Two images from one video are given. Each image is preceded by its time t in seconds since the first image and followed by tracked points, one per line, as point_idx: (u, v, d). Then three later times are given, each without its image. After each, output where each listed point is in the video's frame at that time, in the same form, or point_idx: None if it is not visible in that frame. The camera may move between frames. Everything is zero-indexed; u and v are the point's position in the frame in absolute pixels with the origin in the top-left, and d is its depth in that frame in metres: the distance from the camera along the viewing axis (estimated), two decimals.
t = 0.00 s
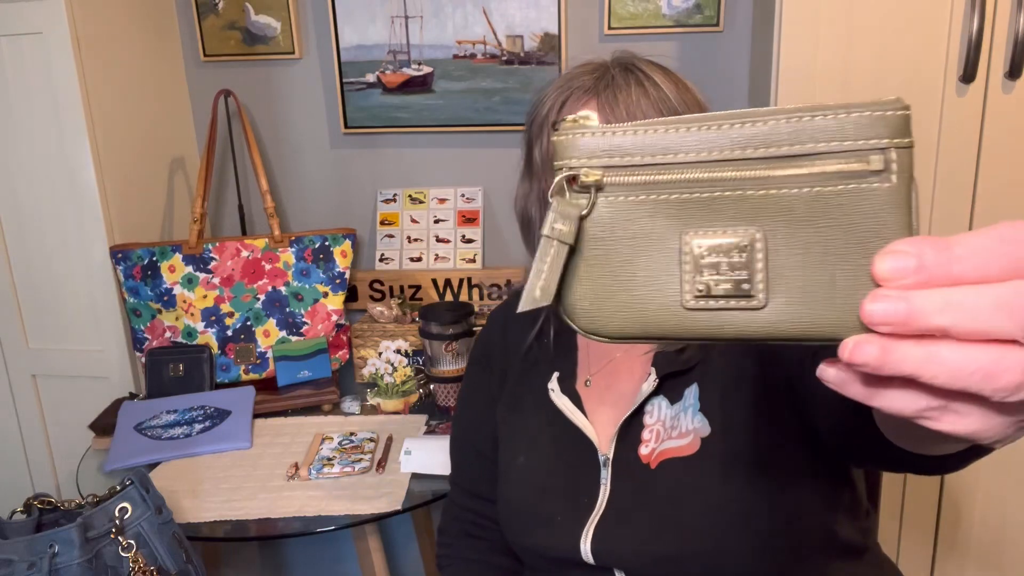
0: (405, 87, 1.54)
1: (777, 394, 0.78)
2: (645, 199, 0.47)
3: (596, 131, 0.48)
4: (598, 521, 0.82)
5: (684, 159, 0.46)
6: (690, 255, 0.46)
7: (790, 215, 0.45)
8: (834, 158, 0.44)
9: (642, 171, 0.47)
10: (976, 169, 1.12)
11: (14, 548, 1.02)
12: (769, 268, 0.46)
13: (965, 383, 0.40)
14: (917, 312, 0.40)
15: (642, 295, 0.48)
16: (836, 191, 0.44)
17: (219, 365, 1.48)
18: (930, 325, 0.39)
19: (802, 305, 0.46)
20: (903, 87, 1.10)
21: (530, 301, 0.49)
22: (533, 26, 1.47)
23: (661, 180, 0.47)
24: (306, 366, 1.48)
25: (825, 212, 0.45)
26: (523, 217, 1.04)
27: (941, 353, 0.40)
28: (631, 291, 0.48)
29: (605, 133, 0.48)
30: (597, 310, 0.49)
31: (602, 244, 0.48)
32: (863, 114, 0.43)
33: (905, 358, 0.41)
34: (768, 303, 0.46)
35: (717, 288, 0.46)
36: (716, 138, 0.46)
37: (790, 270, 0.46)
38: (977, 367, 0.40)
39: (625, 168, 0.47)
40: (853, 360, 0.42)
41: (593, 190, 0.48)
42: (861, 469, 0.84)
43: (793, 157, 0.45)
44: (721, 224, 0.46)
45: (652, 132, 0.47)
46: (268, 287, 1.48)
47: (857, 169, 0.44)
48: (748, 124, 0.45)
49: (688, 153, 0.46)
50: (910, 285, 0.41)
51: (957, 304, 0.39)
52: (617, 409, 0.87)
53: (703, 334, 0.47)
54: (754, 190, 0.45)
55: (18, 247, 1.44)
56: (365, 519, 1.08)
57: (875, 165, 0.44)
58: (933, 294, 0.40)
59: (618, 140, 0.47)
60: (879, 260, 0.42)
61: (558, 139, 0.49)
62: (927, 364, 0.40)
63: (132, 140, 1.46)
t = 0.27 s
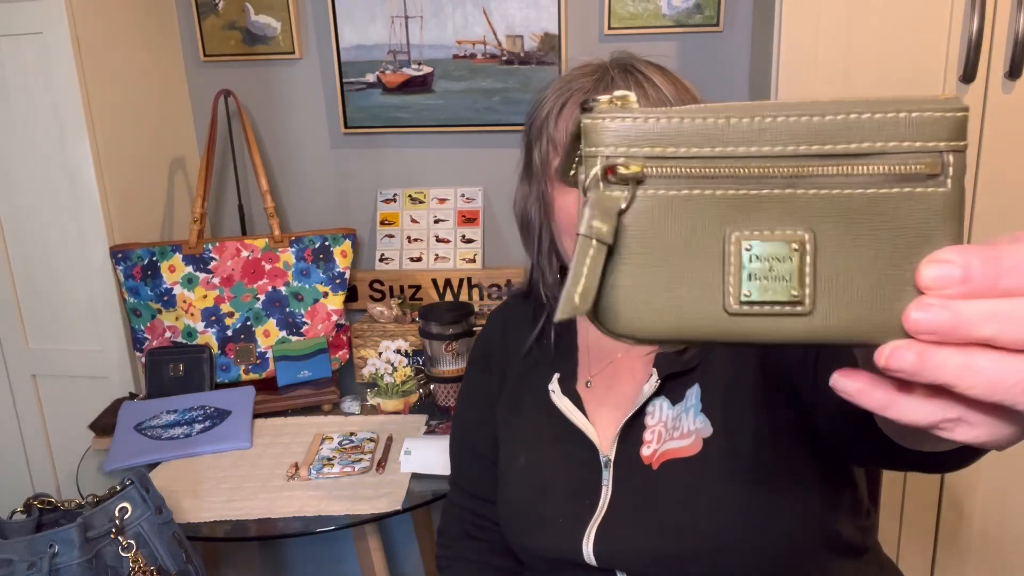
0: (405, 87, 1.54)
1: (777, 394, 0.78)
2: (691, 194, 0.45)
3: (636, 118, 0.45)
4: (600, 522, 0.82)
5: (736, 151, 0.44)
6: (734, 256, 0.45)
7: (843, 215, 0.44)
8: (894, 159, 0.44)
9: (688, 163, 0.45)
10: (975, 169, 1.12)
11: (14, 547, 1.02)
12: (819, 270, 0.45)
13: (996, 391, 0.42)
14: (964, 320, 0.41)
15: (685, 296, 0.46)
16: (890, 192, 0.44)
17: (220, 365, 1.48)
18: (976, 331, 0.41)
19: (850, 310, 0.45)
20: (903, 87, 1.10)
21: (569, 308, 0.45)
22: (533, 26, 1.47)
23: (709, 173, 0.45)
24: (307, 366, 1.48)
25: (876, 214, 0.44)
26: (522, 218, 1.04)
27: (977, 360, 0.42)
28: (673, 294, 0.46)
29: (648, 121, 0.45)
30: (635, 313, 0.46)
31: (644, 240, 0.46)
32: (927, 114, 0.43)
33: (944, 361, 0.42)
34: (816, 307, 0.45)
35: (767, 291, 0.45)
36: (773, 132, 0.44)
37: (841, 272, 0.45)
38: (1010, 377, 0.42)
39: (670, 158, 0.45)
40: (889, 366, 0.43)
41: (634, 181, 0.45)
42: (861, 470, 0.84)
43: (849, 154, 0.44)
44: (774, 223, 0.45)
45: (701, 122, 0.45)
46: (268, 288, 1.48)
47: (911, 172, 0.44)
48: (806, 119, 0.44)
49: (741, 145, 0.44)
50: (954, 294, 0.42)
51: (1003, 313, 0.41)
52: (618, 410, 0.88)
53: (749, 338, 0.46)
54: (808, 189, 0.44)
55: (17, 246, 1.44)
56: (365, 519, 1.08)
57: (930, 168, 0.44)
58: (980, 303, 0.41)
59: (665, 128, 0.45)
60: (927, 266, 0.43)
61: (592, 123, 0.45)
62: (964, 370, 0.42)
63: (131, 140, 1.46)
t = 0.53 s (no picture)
0: (405, 87, 1.54)
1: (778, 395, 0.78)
2: (705, 210, 0.46)
3: (644, 133, 0.45)
4: (601, 522, 0.82)
5: (747, 168, 0.46)
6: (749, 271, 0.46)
7: (845, 229, 0.46)
8: (889, 176, 0.46)
9: (702, 179, 0.46)
10: (976, 169, 1.12)
11: (14, 548, 1.02)
12: (825, 283, 0.46)
13: (988, 402, 0.44)
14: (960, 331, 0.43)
15: (703, 311, 0.46)
16: (886, 206, 0.47)
17: (219, 366, 1.48)
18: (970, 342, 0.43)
19: (855, 320, 0.47)
20: (903, 86, 1.10)
21: (591, 331, 0.44)
22: (534, 26, 1.47)
23: (723, 189, 0.46)
24: (307, 366, 1.48)
25: (873, 227, 0.47)
26: (523, 219, 1.04)
27: (967, 372, 0.44)
28: (687, 313, 0.46)
29: (660, 136, 0.45)
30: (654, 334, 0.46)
31: (662, 256, 0.46)
32: (916, 133, 0.46)
33: (936, 377, 0.44)
34: (824, 322, 0.46)
35: (780, 304, 0.46)
36: (780, 149, 0.46)
37: (843, 284, 0.47)
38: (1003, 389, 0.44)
39: (684, 174, 0.46)
40: (882, 381, 0.44)
41: (648, 199, 0.46)
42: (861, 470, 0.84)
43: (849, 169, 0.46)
44: (784, 237, 0.46)
45: (711, 139, 0.45)
46: (268, 287, 1.48)
47: (903, 187, 0.47)
48: (809, 136, 0.46)
49: (751, 162, 0.46)
50: (950, 305, 0.45)
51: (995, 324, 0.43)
52: (619, 409, 0.88)
53: (766, 352, 0.46)
54: (815, 204, 0.46)
55: (17, 247, 1.43)
56: (365, 519, 1.08)
57: (918, 183, 0.47)
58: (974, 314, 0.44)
59: (677, 144, 0.45)
60: (924, 279, 0.46)
61: (603, 139, 0.45)
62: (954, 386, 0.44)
63: (131, 140, 1.46)
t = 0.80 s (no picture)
0: (405, 87, 1.54)
1: (778, 394, 0.78)
2: (711, 201, 0.45)
3: (656, 120, 0.44)
4: (602, 521, 0.82)
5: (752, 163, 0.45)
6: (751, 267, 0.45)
7: (841, 228, 0.46)
8: (882, 180, 0.46)
9: (710, 170, 0.45)
10: (975, 169, 1.12)
11: (14, 547, 1.02)
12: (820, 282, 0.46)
13: (972, 403, 0.45)
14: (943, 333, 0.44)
15: (702, 305, 0.45)
16: (877, 209, 0.47)
17: (219, 366, 1.48)
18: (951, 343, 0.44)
19: (848, 319, 0.46)
20: (903, 87, 1.10)
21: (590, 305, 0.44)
22: (533, 26, 1.47)
23: (729, 183, 0.45)
24: (306, 366, 1.48)
25: (867, 228, 0.47)
26: (523, 217, 1.04)
27: (952, 373, 0.44)
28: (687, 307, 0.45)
29: (674, 123, 0.44)
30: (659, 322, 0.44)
31: (671, 246, 0.45)
32: (914, 139, 0.46)
33: (921, 376, 0.44)
34: (818, 319, 0.46)
35: (779, 299, 0.45)
36: (783, 146, 0.45)
37: (836, 283, 0.46)
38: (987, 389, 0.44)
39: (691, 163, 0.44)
40: (868, 379, 0.44)
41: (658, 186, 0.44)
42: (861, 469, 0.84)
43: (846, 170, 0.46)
44: (785, 232, 0.45)
45: (721, 130, 0.45)
46: (268, 287, 1.48)
47: (892, 193, 0.47)
48: (812, 135, 0.45)
49: (757, 157, 0.45)
50: (934, 307, 0.46)
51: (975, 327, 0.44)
52: (620, 409, 0.88)
53: (764, 347, 0.45)
54: (814, 203, 0.46)
55: (17, 247, 1.43)
56: (365, 519, 1.08)
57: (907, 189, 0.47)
58: (958, 317, 0.45)
59: (689, 134, 0.44)
60: (910, 281, 0.46)
61: (614, 123, 0.43)
62: (939, 387, 0.44)
63: (131, 140, 1.46)
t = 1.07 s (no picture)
0: (405, 87, 1.54)
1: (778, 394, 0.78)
2: (705, 222, 0.45)
3: (651, 142, 0.44)
4: (602, 521, 0.82)
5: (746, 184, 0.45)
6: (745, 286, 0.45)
7: (832, 246, 0.46)
8: (874, 199, 0.47)
9: (705, 193, 0.45)
10: (975, 169, 1.11)
11: (14, 547, 1.02)
12: (811, 299, 0.46)
13: (960, 417, 0.45)
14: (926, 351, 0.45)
15: (696, 326, 0.45)
16: (869, 230, 0.47)
17: (220, 365, 1.48)
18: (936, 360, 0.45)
19: (835, 334, 0.47)
20: (903, 87, 1.10)
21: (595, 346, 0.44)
22: (533, 25, 1.47)
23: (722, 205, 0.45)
24: (306, 366, 1.48)
25: (859, 247, 0.47)
26: (523, 217, 1.04)
27: (940, 390, 0.45)
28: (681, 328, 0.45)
29: (668, 145, 0.44)
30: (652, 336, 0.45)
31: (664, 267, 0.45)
32: (902, 159, 0.47)
33: (910, 393, 0.44)
34: (809, 338, 0.46)
35: (772, 318, 0.46)
36: (775, 167, 0.45)
37: (827, 300, 0.47)
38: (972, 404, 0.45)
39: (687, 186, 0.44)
40: (854, 396, 0.44)
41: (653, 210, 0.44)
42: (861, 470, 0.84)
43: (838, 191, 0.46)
44: (777, 253, 0.46)
45: (716, 152, 0.44)
46: (268, 287, 1.48)
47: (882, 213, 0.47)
48: (805, 156, 0.45)
49: (754, 178, 0.45)
50: (921, 324, 0.46)
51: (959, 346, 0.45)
52: (620, 409, 0.88)
53: (755, 369, 0.46)
54: (806, 222, 0.46)
55: (17, 247, 1.44)
56: (365, 519, 1.08)
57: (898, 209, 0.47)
58: (943, 334, 0.45)
59: (684, 157, 0.44)
60: (892, 298, 0.47)
61: (610, 145, 0.44)
62: (929, 402, 0.45)
63: (131, 140, 1.46)
